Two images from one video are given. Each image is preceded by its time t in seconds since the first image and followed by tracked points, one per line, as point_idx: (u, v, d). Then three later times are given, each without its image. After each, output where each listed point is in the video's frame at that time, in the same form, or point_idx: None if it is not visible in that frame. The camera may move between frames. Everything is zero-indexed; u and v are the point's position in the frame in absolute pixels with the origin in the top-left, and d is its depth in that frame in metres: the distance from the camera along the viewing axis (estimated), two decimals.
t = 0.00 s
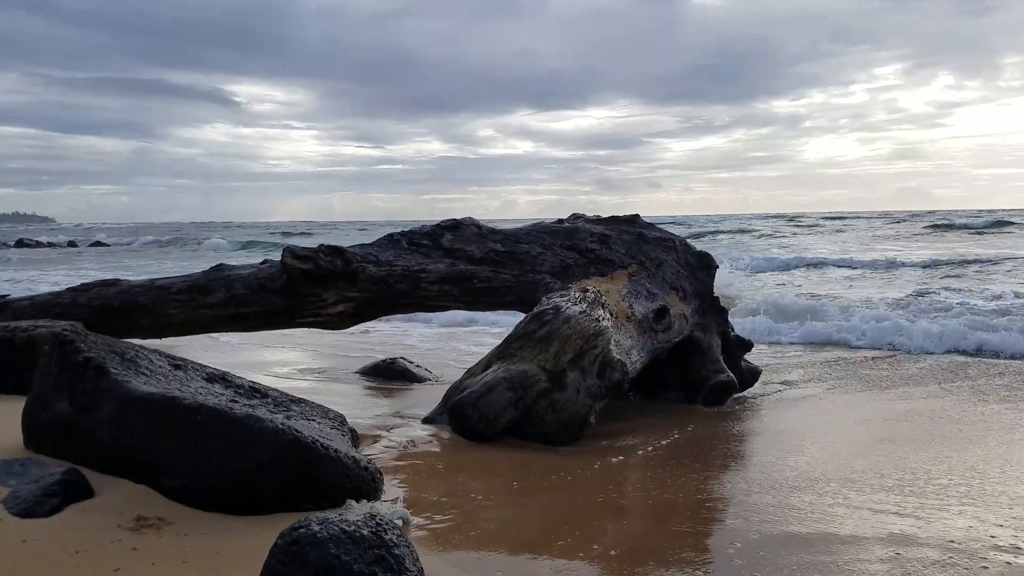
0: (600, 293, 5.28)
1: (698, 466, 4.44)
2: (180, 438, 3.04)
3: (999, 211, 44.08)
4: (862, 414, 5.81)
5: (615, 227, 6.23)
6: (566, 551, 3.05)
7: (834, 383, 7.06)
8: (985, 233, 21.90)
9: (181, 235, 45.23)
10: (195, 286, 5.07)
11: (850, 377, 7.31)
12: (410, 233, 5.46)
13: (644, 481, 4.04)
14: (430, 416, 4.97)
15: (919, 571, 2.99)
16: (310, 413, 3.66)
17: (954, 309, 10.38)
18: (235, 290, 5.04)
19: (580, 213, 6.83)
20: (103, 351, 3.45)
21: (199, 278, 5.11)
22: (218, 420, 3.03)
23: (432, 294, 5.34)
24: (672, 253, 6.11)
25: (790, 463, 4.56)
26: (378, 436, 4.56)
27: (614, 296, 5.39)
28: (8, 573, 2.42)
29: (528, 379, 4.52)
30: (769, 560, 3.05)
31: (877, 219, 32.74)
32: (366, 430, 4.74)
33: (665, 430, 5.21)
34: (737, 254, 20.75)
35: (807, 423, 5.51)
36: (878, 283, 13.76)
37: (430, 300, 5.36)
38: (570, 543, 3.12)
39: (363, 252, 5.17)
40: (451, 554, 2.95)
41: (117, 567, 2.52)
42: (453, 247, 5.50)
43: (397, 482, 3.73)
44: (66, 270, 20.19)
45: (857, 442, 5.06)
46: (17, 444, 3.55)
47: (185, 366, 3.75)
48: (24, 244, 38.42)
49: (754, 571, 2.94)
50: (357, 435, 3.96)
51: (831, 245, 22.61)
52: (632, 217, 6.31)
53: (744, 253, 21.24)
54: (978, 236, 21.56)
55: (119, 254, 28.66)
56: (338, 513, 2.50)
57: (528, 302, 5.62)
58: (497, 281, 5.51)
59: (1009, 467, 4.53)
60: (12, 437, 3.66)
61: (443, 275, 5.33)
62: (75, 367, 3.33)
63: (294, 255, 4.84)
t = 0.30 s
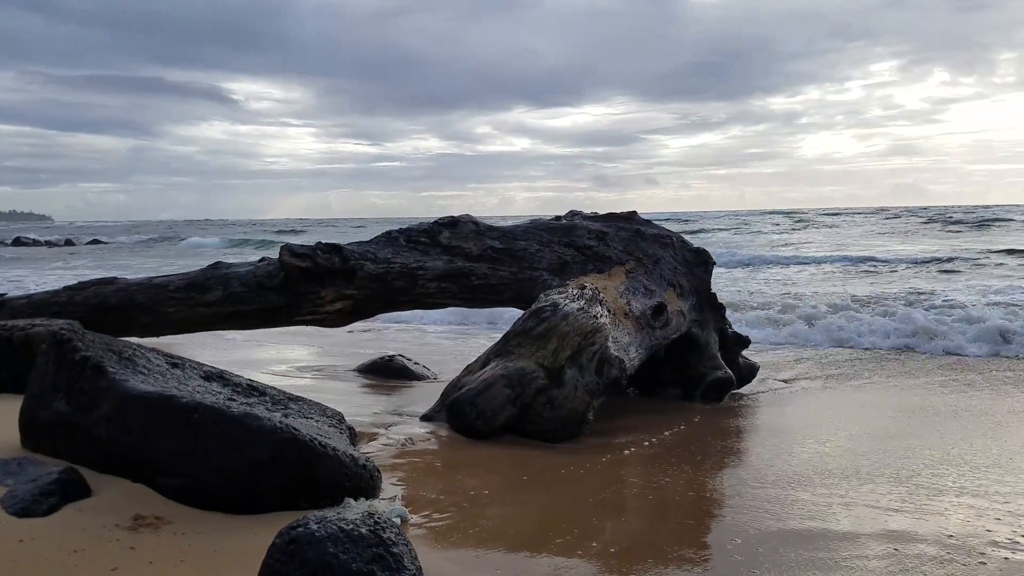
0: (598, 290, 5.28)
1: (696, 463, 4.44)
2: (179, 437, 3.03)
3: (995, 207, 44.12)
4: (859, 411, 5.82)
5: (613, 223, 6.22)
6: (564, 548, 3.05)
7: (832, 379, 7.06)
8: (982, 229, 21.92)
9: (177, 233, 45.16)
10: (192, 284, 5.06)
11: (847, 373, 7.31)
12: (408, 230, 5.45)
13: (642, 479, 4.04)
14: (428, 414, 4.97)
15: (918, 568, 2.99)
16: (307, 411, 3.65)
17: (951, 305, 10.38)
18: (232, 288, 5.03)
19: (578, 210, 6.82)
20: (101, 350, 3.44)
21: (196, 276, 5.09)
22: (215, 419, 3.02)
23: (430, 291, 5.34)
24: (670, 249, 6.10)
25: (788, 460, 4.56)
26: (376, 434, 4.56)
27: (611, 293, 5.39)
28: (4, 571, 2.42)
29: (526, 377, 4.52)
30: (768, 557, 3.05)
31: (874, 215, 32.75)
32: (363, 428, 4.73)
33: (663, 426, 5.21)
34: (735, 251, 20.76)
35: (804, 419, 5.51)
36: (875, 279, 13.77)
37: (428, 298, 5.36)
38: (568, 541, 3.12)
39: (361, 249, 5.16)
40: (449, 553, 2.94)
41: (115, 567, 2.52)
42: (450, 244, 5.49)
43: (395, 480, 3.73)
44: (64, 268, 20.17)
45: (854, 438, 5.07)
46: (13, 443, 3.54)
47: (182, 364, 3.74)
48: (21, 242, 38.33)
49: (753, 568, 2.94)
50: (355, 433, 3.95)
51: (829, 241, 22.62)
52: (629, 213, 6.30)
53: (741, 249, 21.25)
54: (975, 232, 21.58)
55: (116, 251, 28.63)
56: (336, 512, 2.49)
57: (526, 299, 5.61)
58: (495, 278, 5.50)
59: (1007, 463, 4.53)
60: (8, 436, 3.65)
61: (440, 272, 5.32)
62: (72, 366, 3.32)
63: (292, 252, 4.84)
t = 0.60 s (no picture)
0: (597, 289, 5.29)
1: (694, 462, 4.45)
2: (178, 435, 3.04)
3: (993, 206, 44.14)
4: (856, 410, 5.83)
5: (611, 222, 6.23)
6: (562, 547, 3.06)
7: (829, 378, 7.07)
8: (981, 229, 21.92)
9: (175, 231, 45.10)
10: (191, 282, 5.06)
11: (844, 373, 7.33)
12: (406, 229, 5.45)
13: (640, 478, 4.05)
14: (426, 412, 4.97)
15: (916, 568, 3.00)
16: (305, 410, 3.66)
17: (948, 305, 10.40)
18: (231, 286, 5.02)
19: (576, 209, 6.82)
20: (100, 348, 3.44)
21: (195, 274, 5.09)
22: (214, 417, 3.03)
23: (428, 290, 5.34)
24: (668, 249, 6.11)
25: (786, 460, 4.57)
26: (374, 432, 4.56)
27: (609, 292, 5.39)
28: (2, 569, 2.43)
29: (524, 375, 4.52)
30: (765, 556, 3.06)
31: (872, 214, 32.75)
32: (362, 426, 4.73)
33: (661, 426, 5.22)
34: (732, 250, 20.77)
35: (802, 419, 5.52)
36: (872, 279, 13.79)
37: (426, 296, 5.36)
38: (566, 540, 3.13)
39: (359, 248, 5.16)
40: (447, 552, 2.95)
41: (114, 565, 2.52)
42: (449, 243, 5.49)
43: (393, 478, 3.74)
44: (61, 266, 20.13)
45: (852, 437, 5.08)
46: (11, 441, 3.54)
47: (181, 362, 3.74)
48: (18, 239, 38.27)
49: (751, 567, 2.95)
50: (354, 431, 3.96)
51: (827, 240, 22.63)
52: (628, 212, 6.31)
53: (739, 248, 21.26)
54: (973, 232, 21.62)
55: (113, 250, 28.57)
56: (335, 510, 2.50)
57: (524, 299, 5.62)
58: (493, 277, 5.51)
59: (1002, 463, 4.55)
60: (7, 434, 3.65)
61: (438, 271, 5.32)
62: (71, 364, 3.32)
63: (290, 251, 4.84)
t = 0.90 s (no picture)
0: (595, 289, 5.27)
1: (691, 462, 4.44)
2: (172, 434, 3.02)
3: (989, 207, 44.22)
4: (852, 410, 5.82)
5: (609, 222, 6.21)
6: (559, 547, 3.04)
7: (827, 378, 7.06)
8: (976, 229, 21.95)
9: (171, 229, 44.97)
10: (186, 281, 5.03)
11: (840, 373, 7.32)
12: (403, 228, 5.44)
13: (638, 478, 4.03)
14: (423, 412, 4.95)
15: (911, 566, 2.99)
16: (302, 410, 3.63)
17: (945, 305, 10.41)
18: (226, 285, 5.00)
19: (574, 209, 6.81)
20: (94, 347, 3.42)
21: (190, 273, 5.07)
22: (209, 416, 3.01)
23: (425, 289, 5.32)
24: (665, 249, 6.09)
25: (782, 459, 4.56)
26: (370, 432, 4.54)
27: (607, 291, 5.37)
28: None
29: (521, 375, 4.51)
30: (761, 555, 3.05)
31: (869, 214, 32.78)
32: (358, 426, 4.71)
33: (658, 426, 5.20)
34: (729, 250, 20.78)
35: (798, 419, 5.51)
36: (869, 279, 13.80)
37: (423, 296, 5.34)
38: (563, 539, 3.12)
39: (356, 247, 5.14)
40: (443, 552, 2.93)
41: (108, 565, 2.50)
42: (446, 243, 5.48)
43: (389, 478, 3.72)
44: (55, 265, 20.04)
45: (849, 437, 5.08)
46: (5, 440, 3.51)
47: (176, 361, 3.72)
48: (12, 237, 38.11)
49: (747, 566, 2.94)
50: (351, 431, 3.94)
51: (823, 240, 22.64)
52: (625, 212, 6.29)
53: (735, 249, 21.26)
54: (970, 232, 21.65)
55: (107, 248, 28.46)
56: (331, 510, 2.48)
57: (521, 298, 5.60)
58: (491, 276, 5.49)
59: (997, 462, 4.54)
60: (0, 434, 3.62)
61: (436, 271, 5.30)
62: (65, 363, 3.30)
63: (287, 250, 4.82)
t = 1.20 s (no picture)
0: (583, 290, 5.27)
1: (678, 463, 4.45)
2: (156, 434, 3.00)
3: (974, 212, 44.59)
4: (837, 412, 5.85)
5: (598, 224, 6.22)
6: (544, 547, 3.04)
7: (813, 379, 7.10)
8: (962, 233, 22.13)
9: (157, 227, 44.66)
10: (172, 280, 5.00)
11: (826, 375, 7.35)
12: (393, 228, 5.42)
13: (624, 478, 4.03)
14: (410, 413, 4.93)
15: (893, 566, 3.01)
16: (287, 410, 3.61)
17: (930, 309, 10.49)
18: (213, 284, 4.97)
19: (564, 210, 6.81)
20: (77, 345, 3.39)
21: (176, 272, 5.04)
22: (194, 416, 2.99)
23: (415, 289, 5.30)
24: (654, 250, 6.11)
25: (767, 460, 4.57)
26: (357, 433, 4.52)
27: (595, 292, 5.38)
28: None
29: (509, 376, 4.50)
30: (745, 555, 3.06)
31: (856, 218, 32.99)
32: (345, 426, 4.69)
33: (645, 426, 5.21)
34: (718, 252, 20.86)
35: (784, 420, 5.53)
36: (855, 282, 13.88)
37: (413, 296, 5.33)
38: (548, 539, 3.11)
39: (345, 246, 5.12)
40: (428, 552, 2.92)
41: (89, 565, 2.47)
42: (436, 243, 5.47)
43: (376, 479, 3.70)
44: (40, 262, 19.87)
45: (833, 438, 5.10)
46: None
47: (160, 360, 3.69)
48: None
49: (730, 566, 2.95)
50: (337, 432, 3.92)
51: (811, 243, 22.75)
52: (615, 214, 6.30)
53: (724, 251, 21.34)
54: (955, 236, 21.83)
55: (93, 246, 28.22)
56: (315, 510, 2.47)
57: (510, 299, 5.59)
58: (480, 277, 5.48)
59: (980, 464, 4.58)
60: None
61: (425, 271, 5.29)
62: (48, 362, 3.27)
63: (275, 249, 4.79)
